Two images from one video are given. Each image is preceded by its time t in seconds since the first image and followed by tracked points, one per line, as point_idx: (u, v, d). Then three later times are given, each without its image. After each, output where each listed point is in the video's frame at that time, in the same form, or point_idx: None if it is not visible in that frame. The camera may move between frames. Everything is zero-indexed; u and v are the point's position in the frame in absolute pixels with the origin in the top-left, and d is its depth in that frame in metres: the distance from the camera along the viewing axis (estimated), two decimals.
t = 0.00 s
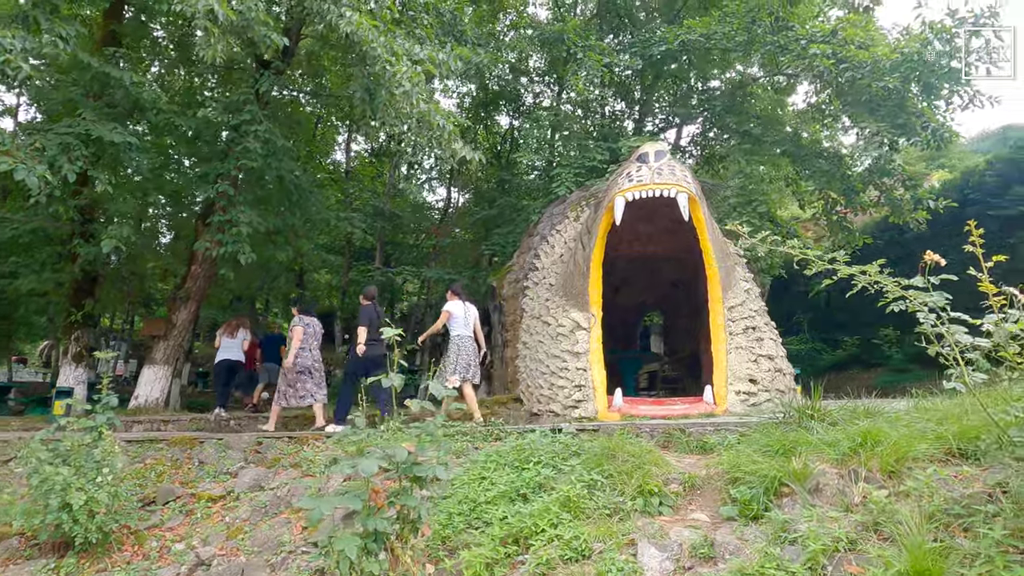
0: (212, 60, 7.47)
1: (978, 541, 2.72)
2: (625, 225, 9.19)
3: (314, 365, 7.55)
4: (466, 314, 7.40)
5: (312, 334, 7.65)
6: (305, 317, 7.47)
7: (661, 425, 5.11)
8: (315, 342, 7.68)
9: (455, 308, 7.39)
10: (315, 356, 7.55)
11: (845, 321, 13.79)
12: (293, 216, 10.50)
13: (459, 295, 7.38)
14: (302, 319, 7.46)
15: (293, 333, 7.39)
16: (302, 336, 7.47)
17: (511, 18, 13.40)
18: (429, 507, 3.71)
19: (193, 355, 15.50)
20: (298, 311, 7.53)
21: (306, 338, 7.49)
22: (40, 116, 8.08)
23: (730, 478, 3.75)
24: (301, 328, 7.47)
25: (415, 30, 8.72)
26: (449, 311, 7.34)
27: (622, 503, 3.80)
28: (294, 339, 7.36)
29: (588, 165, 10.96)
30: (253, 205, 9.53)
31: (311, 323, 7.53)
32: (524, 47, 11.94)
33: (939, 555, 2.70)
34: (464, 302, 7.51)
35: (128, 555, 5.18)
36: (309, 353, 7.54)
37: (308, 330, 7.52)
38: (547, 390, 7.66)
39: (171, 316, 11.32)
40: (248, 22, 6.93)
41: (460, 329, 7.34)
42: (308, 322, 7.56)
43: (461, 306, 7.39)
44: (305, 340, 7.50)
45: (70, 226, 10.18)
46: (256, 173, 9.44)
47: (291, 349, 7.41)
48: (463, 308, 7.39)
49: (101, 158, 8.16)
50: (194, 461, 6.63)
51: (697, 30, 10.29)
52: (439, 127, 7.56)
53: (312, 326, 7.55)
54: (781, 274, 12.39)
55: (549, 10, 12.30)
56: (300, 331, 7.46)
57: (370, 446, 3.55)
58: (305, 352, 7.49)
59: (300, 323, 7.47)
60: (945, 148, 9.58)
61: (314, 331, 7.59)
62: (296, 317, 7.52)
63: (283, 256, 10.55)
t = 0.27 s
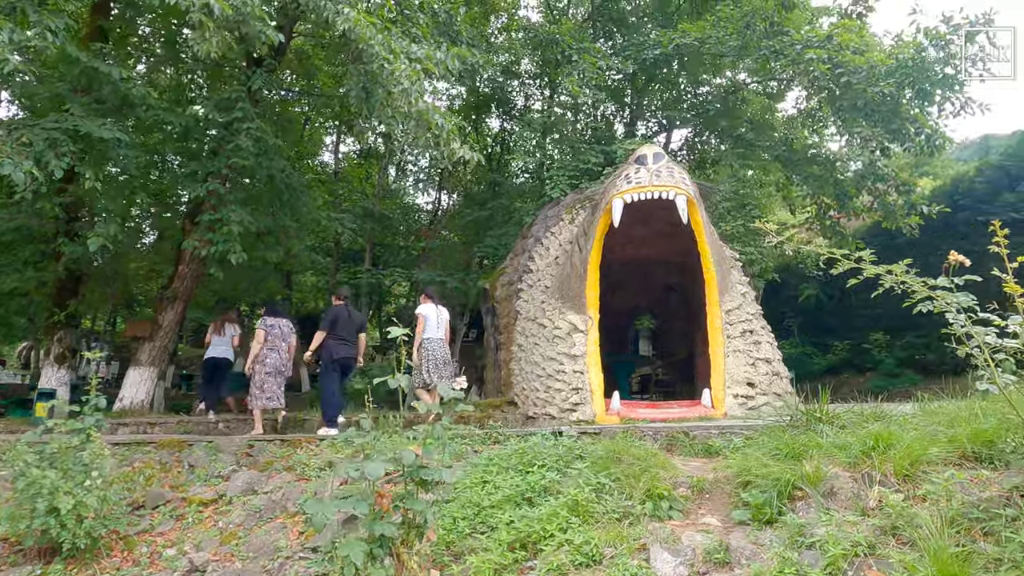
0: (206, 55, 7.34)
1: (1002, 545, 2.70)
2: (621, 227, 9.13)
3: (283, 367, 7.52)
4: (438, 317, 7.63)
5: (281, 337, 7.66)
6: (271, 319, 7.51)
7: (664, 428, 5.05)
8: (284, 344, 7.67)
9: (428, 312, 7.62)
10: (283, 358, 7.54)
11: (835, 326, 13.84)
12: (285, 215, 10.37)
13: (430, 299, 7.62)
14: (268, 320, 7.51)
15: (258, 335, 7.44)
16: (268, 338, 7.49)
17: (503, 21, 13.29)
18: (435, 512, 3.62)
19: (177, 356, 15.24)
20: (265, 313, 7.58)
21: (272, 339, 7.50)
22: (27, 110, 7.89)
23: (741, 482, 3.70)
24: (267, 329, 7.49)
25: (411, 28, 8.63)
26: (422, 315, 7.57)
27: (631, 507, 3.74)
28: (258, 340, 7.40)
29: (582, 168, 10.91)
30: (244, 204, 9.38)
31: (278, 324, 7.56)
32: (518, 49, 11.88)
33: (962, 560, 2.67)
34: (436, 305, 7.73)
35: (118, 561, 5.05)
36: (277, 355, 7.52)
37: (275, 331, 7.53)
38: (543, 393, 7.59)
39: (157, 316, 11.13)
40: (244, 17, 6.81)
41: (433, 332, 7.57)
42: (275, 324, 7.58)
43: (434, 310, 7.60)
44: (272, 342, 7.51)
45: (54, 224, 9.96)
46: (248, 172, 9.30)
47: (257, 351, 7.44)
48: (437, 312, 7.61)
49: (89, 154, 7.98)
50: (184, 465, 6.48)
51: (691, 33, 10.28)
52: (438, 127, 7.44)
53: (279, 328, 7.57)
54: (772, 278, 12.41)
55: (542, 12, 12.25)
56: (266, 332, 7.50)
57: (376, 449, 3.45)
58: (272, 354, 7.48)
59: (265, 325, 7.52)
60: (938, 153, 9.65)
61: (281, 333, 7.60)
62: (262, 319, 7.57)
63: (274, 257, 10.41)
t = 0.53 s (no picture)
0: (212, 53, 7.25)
1: None
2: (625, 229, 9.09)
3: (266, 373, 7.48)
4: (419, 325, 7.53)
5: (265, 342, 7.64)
6: (250, 325, 7.50)
7: (679, 431, 5.02)
8: (268, 349, 7.64)
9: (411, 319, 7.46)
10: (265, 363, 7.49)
11: (833, 329, 13.90)
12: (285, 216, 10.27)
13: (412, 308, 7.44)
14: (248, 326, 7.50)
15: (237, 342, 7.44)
16: (249, 343, 7.48)
17: (501, 22, 13.21)
18: (458, 515, 3.57)
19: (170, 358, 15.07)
20: (246, 319, 7.59)
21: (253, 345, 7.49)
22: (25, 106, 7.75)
23: (765, 486, 3.67)
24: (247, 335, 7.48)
25: (416, 28, 8.58)
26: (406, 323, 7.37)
27: (655, 510, 3.70)
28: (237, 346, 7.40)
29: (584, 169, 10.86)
30: (245, 203, 9.29)
31: (259, 330, 7.54)
32: (519, 50, 11.84)
33: (1000, 565, 2.66)
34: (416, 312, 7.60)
35: (123, 566, 4.95)
36: (260, 360, 7.50)
37: (255, 337, 7.52)
38: (547, 396, 7.54)
39: (154, 317, 10.98)
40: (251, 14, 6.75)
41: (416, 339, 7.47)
42: (256, 330, 7.57)
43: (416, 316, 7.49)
44: (254, 348, 7.51)
45: (50, 223, 9.80)
46: (250, 171, 9.20)
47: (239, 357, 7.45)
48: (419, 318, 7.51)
49: (90, 152, 7.86)
50: (186, 468, 6.37)
51: (695, 36, 10.29)
52: (446, 127, 7.39)
53: (260, 334, 7.53)
54: (772, 281, 12.43)
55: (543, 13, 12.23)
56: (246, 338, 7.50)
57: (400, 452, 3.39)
58: (254, 360, 7.47)
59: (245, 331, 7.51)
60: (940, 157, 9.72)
61: (264, 338, 7.58)
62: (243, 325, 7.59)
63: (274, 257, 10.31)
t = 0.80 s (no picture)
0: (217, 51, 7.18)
1: None
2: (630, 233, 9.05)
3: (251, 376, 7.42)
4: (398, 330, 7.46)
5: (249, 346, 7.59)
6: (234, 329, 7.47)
7: (692, 436, 4.98)
8: (253, 353, 7.59)
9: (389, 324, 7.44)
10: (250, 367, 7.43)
11: (831, 333, 13.96)
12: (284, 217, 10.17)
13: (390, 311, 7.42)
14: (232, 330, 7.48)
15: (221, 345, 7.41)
16: (232, 347, 7.45)
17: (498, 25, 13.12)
18: (480, 521, 3.51)
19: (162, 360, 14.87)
20: (230, 323, 7.57)
21: (236, 348, 7.44)
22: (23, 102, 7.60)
23: (790, 492, 3.64)
24: (231, 339, 7.46)
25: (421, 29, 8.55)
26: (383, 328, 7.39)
27: (678, 516, 3.66)
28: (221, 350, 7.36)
29: (585, 173, 10.83)
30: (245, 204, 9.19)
31: (243, 334, 7.51)
32: (520, 53, 11.83)
33: None
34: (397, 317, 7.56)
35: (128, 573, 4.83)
36: (243, 364, 7.44)
37: (238, 340, 7.48)
38: (552, 400, 7.49)
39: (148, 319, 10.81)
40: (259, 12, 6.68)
41: (394, 344, 7.40)
42: (240, 334, 7.54)
43: (394, 321, 7.43)
44: (237, 352, 7.46)
45: (44, 223, 9.64)
46: (250, 172, 9.10)
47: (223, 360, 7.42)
48: (396, 323, 7.43)
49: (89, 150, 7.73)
50: (188, 472, 6.26)
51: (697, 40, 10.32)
52: (453, 128, 7.36)
53: (244, 337, 7.50)
54: (770, 285, 12.46)
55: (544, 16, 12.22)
56: (230, 342, 7.46)
57: (424, 456, 3.32)
58: (238, 363, 7.41)
59: (228, 334, 7.48)
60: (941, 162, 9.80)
61: (248, 342, 7.54)
62: (226, 329, 7.56)
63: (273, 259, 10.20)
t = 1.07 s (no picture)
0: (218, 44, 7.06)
1: None
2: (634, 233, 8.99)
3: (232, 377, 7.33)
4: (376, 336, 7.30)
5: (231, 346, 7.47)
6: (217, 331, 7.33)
7: (705, 436, 4.92)
8: (235, 353, 7.47)
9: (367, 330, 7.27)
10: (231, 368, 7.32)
11: (827, 335, 14.03)
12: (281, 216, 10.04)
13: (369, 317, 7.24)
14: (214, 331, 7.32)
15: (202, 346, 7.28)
16: (214, 348, 7.32)
17: (494, 24, 13.00)
18: (501, 522, 3.43)
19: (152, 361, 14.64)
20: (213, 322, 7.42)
21: (218, 350, 7.30)
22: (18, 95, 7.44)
23: (814, 492, 3.60)
24: (213, 340, 7.31)
25: (423, 27, 8.47)
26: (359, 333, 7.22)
27: (700, 517, 3.60)
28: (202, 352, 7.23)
29: (585, 172, 10.77)
30: (242, 202, 9.06)
31: (225, 334, 7.37)
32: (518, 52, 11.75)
33: None
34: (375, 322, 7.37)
35: None
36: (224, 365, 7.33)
37: (220, 342, 7.34)
38: (555, 401, 7.42)
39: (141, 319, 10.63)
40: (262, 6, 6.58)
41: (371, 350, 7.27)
42: (223, 334, 7.40)
43: (372, 327, 7.28)
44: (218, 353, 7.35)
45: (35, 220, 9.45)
46: (249, 170, 8.97)
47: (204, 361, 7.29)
48: (375, 329, 7.30)
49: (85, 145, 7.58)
50: (187, 473, 6.13)
51: (698, 41, 10.29)
52: (460, 124, 7.33)
53: (226, 338, 7.36)
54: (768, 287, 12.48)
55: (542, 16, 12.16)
56: (211, 343, 7.33)
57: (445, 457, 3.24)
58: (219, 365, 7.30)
59: (211, 335, 7.33)
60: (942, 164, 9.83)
61: (230, 343, 7.40)
62: (209, 328, 7.41)
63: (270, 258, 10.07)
